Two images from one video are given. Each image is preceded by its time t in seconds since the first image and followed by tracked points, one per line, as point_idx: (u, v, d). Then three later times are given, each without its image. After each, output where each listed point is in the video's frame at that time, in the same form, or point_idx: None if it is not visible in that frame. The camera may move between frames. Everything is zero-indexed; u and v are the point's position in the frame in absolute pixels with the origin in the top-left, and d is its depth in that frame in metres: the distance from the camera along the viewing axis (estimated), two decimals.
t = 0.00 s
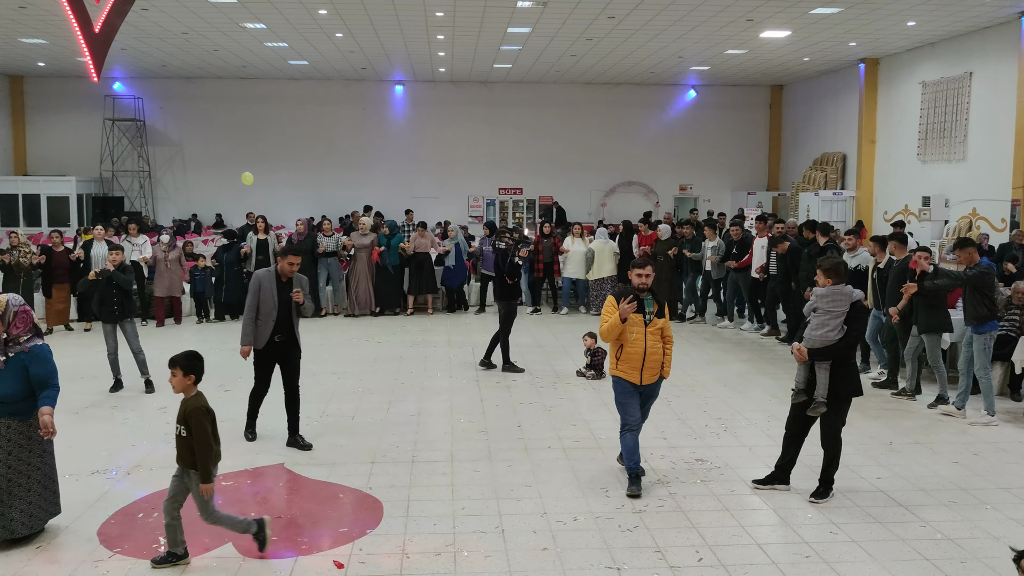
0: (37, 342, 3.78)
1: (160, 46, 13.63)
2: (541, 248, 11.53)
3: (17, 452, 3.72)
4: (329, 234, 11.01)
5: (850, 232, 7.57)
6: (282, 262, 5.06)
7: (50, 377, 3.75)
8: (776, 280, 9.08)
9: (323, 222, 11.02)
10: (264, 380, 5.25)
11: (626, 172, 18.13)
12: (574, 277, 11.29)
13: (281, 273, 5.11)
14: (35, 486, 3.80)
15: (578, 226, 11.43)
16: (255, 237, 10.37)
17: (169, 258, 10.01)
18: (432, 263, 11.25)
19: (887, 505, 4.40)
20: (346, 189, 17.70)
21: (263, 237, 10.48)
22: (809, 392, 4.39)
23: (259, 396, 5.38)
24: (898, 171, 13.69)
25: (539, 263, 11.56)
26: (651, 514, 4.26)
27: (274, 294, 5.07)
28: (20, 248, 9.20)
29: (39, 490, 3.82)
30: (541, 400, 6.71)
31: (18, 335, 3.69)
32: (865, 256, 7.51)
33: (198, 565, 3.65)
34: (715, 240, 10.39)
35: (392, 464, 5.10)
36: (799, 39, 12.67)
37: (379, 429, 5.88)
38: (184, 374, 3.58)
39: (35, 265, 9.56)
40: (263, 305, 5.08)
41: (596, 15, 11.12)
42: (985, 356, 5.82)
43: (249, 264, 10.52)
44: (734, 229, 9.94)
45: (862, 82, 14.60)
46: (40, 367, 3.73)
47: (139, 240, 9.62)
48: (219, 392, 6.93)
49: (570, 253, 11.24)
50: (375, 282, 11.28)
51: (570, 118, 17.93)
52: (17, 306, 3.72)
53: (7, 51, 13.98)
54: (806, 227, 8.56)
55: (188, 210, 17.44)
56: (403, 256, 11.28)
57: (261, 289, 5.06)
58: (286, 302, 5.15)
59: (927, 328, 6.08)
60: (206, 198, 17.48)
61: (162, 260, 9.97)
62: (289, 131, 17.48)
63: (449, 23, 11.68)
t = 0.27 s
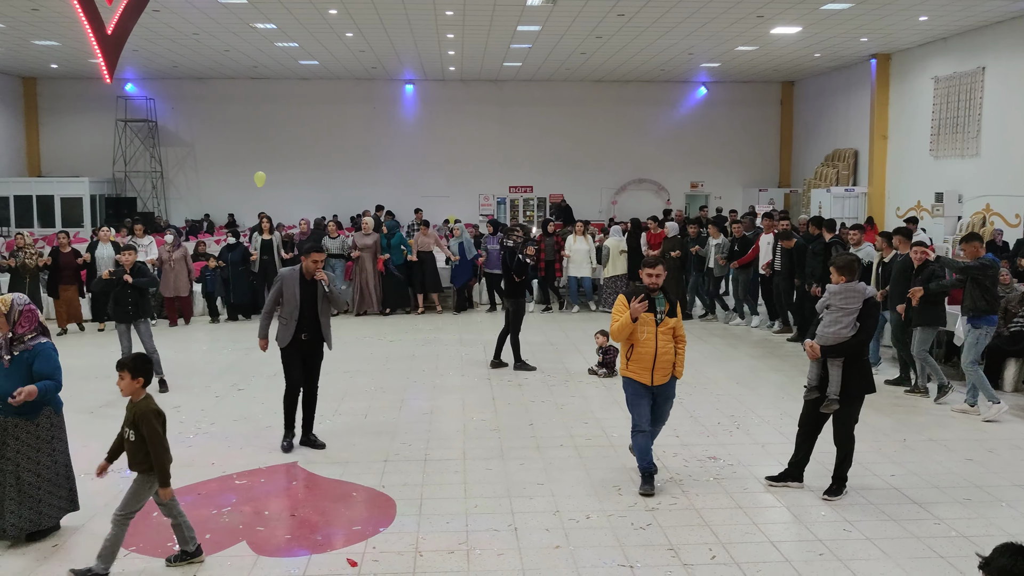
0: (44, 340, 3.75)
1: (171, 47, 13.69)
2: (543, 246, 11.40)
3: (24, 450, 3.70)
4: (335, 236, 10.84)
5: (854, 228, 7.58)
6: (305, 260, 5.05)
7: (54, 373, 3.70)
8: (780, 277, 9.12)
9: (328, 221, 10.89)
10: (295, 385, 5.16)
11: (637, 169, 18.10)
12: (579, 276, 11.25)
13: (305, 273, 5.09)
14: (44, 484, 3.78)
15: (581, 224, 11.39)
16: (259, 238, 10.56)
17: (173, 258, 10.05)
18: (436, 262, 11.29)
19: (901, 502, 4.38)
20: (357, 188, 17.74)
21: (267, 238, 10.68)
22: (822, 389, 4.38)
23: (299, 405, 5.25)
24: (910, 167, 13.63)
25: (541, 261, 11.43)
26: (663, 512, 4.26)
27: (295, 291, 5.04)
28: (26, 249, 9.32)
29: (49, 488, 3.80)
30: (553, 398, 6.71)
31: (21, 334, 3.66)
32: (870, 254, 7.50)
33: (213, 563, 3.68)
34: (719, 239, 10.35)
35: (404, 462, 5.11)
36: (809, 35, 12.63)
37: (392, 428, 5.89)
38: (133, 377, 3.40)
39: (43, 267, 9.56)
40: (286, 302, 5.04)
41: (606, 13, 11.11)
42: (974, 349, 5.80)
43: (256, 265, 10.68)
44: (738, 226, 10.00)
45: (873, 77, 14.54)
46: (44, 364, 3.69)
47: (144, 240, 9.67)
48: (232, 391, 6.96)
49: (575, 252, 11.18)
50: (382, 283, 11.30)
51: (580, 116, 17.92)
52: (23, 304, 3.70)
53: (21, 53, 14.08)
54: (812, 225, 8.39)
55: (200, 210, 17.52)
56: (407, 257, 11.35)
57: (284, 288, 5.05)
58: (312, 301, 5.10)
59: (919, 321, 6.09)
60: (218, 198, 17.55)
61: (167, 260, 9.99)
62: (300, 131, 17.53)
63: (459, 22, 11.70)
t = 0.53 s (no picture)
0: (38, 341, 3.70)
1: (182, 48, 13.74)
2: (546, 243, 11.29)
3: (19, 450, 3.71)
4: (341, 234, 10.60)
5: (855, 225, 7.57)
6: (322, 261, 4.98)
7: (44, 373, 3.63)
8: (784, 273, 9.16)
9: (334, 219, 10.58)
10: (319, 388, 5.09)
11: (648, 166, 18.06)
12: (582, 274, 11.20)
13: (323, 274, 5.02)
14: (42, 484, 3.78)
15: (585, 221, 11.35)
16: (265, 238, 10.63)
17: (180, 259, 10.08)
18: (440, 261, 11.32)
19: (914, 498, 4.36)
20: (368, 187, 17.77)
21: (272, 237, 10.74)
22: (833, 385, 4.36)
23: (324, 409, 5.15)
24: (922, 162, 13.57)
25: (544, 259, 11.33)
26: (675, 509, 4.26)
27: (313, 292, 4.97)
28: (35, 250, 9.47)
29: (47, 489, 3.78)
30: (564, 396, 6.71)
31: (16, 335, 3.64)
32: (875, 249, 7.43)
33: (226, 561, 3.69)
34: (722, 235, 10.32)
35: (416, 460, 5.12)
36: (820, 30, 12.57)
37: (403, 426, 5.90)
38: (73, 379, 3.23)
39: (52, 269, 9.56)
40: (305, 305, 4.98)
41: (615, 10, 11.09)
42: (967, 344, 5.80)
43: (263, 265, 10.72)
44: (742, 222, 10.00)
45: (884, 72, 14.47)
46: (34, 364, 3.62)
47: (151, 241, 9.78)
48: (244, 390, 6.98)
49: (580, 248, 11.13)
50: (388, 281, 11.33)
51: (589, 113, 17.90)
52: (18, 305, 3.66)
53: (33, 55, 14.15)
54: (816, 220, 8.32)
55: (211, 210, 17.58)
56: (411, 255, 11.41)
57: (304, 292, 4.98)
58: (331, 303, 5.04)
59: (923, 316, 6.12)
60: (229, 198, 17.61)
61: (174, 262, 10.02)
62: (311, 131, 17.57)
63: (469, 20, 11.71)
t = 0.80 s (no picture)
0: (28, 340, 3.68)
1: (191, 48, 13.79)
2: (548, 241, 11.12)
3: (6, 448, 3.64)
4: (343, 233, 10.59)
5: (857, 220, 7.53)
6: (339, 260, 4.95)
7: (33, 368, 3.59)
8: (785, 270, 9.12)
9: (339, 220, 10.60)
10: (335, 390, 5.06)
11: (657, 164, 18.03)
12: (585, 272, 11.12)
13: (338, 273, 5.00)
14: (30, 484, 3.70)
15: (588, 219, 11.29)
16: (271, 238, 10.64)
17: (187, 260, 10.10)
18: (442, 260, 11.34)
19: (927, 494, 4.35)
20: (377, 186, 17.79)
21: (277, 236, 10.74)
22: (842, 380, 4.35)
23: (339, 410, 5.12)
24: (932, 157, 13.51)
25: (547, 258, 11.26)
26: (687, 506, 4.25)
27: (331, 293, 4.95)
28: (46, 252, 9.43)
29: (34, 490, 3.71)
30: (574, 393, 6.71)
31: (10, 336, 3.65)
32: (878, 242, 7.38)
33: (237, 559, 3.71)
34: (724, 232, 10.26)
35: (427, 458, 5.13)
36: (829, 25, 12.53)
37: (413, 424, 5.91)
38: (16, 392, 3.20)
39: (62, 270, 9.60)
40: (323, 306, 4.94)
41: (623, 7, 11.07)
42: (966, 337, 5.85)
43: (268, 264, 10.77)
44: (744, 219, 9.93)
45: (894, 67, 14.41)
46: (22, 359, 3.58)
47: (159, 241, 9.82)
48: (255, 389, 7.00)
49: (583, 246, 11.05)
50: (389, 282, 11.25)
51: (598, 110, 17.88)
52: (13, 308, 3.71)
53: (43, 56, 14.22)
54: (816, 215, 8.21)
55: (221, 209, 17.63)
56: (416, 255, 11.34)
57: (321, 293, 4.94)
58: (347, 302, 5.04)
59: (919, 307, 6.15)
60: (238, 198, 17.66)
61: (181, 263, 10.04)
62: (319, 130, 17.60)
63: (477, 18, 11.71)
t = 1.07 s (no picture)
0: (32, 334, 3.66)
1: (200, 47, 13.82)
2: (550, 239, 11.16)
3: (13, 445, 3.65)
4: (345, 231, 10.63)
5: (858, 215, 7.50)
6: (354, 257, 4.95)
7: (42, 363, 3.60)
8: (787, 264, 9.09)
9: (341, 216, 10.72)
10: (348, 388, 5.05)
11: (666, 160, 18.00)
12: (588, 267, 11.09)
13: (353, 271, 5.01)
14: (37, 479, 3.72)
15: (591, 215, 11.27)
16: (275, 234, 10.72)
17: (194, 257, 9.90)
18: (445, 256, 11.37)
19: (938, 490, 4.33)
20: (386, 184, 17.81)
21: (282, 234, 10.82)
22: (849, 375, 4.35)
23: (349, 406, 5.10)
24: (942, 152, 13.45)
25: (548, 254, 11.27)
26: (697, 502, 4.25)
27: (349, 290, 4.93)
28: (53, 249, 9.52)
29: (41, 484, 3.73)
30: (584, 390, 6.70)
31: (12, 331, 3.61)
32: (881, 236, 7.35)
33: (248, 554, 3.72)
34: (728, 227, 10.20)
35: (436, 454, 5.13)
36: (838, 20, 12.49)
37: (423, 420, 5.91)
38: None
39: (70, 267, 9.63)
40: (341, 304, 4.92)
41: (631, 3, 11.05)
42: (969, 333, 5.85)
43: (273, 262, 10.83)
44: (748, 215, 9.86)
45: (903, 62, 14.35)
46: (29, 356, 3.59)
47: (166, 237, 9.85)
48: (265, 386, 7.03)
49: (587, 243, 11.02)
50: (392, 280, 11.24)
51: (606, 107, 17.86)
52: (12, 303, 3.64)
53: (52, 56, 14.28)
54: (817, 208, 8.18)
55: (231, 208, 17.68)
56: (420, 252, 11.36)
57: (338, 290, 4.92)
58: (361, 299, 5.05)
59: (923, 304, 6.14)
60: (248, 196, 17.70)
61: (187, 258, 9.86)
62: (328, 128, 17.62)
63: (485, 15, 11.71)
